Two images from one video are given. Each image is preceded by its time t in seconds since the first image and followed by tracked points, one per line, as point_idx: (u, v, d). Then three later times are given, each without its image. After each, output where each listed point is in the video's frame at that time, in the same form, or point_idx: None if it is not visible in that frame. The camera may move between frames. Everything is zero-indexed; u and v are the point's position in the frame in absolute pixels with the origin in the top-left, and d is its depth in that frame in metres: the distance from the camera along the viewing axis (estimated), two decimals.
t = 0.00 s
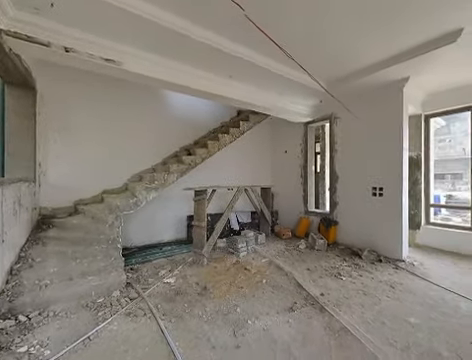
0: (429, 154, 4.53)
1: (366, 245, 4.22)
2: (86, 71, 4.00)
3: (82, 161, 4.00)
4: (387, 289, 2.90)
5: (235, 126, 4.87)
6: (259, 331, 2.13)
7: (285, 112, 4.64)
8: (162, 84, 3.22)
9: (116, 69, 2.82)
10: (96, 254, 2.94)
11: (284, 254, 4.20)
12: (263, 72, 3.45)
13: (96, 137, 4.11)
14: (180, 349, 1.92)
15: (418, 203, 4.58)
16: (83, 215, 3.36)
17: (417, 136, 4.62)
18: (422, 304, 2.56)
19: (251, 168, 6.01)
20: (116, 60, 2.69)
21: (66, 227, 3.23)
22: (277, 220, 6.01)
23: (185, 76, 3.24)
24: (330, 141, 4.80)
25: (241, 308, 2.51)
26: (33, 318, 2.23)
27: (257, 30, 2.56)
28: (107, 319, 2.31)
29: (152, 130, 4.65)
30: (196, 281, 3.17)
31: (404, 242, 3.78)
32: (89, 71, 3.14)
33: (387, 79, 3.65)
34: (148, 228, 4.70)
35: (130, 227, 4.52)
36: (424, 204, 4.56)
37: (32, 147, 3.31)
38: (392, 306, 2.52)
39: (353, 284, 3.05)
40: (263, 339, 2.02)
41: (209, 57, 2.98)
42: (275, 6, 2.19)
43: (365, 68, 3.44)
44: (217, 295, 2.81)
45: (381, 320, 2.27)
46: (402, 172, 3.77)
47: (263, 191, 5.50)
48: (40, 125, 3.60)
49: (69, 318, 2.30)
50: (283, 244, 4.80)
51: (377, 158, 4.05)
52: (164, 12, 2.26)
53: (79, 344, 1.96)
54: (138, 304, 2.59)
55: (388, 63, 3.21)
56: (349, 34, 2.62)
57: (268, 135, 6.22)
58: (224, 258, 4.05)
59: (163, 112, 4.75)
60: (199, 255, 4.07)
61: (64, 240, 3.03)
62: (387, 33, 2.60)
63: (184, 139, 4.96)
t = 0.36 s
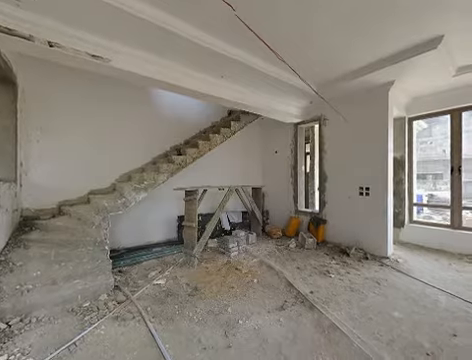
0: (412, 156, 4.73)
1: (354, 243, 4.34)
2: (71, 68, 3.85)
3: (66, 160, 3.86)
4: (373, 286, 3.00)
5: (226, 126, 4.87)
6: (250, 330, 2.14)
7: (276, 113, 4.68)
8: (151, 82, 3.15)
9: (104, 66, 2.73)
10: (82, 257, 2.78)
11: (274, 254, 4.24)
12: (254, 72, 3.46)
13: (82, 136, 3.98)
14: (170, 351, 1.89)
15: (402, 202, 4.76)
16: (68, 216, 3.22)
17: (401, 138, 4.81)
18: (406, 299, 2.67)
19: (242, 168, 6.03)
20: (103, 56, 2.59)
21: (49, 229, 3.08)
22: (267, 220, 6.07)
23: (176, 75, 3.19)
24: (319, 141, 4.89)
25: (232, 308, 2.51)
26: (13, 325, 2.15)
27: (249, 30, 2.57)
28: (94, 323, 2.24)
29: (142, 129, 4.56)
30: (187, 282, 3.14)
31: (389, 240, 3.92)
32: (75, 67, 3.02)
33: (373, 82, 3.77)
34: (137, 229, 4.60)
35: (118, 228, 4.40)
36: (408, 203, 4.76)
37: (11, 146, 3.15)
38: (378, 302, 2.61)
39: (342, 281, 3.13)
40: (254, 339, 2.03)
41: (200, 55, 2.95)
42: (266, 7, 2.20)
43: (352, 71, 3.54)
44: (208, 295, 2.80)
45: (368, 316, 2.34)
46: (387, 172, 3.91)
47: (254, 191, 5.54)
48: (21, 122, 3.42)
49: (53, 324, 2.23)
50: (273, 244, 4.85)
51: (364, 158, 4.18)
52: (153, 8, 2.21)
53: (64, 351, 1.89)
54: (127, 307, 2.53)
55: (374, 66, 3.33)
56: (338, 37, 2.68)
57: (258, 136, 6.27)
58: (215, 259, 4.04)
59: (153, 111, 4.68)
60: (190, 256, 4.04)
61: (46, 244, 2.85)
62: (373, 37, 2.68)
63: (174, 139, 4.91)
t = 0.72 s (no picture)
0: (396, 157, 4.92)
1: (342, 242, 4.46)
2: (55, 63, 3.70)
3: (50, 159, 3.71)
4: (360, 282, 3.09)
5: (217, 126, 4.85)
6: (240, 330, 2.15)
7: (267, 113, 4.71)
8: (140, 80, 3.09)
9: (90, 62, 2.65)
10: (67, 259, 2.64)
11: (265, 253, 4.28)
12: (245, 73, 3.48)
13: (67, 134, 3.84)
14: (160, 354, 1.86)
15: (387, 201, 4.95)
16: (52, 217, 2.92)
17: (387, 140, 5.00)
18: (390, 295, 2.77)
19: (234, 168, 6.04)
20: (89, 52, 2.52)
21: (30, 230, 2.64)
22: (258, 220, 6.11)
23: (166, 73, 3.15)
24: (309, 142, 4.99)
25: (223, 309, 2.50)
26: None
27: (239, 30, 2.57)
28: (80, 328, 2.17)
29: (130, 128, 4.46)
30: (177, 284, 3.10)
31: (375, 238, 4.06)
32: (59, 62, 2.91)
33: (360, 85, 3.89)
34: (125, 230, 4.49)
35: (105, 229, 4.28)
36: (392, 202, 4.95)
37: None
38: (365, 298, 2.69)
39: (330, 279, 3.20)
40: (245, 338, 2.04)
41: (190, 54, 2.93)
42: (257, 7, 2.21)
43: (341, 74, 3.64)
44: (199, 296, 2.78)
45: (355, 312, 2.41)
46: (373, 173, 4.05)
47: (245, 191, 5.56)
48: None
49: (35, 330, 2.15)
50: (264, 243, 4.89)
51: (351, 159, 4.30)
52: (142, 4, 2.17)
53: (47, 358, 1.82)
54: (115, 310, 2.46)
55: (361, 69, 3.43)
56: (326, 40, 2.74)
57: (249, 136, 6.29)
58: (206, 259, 4.02)
59: (142, 109, 4.59)
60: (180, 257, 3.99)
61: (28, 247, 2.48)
62: (360, 41, 2.77)
63: (165, 138, 4.84)
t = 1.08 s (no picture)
0: (382, 157, 5.10)
1: (330, 240, 4.56)
2: (38, 58, 3.55)
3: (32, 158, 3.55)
4: (348, 280, 3.18)
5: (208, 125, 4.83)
6: (231, 330, 2.15)
7: (258, 113, 4.74)
8: (128, 77, 3.02)
9: (76, 58, 2.56)
10: (51, 263, 2.52)
11: (256, 253, 4.30)
12: (236, 73, 3.48)
13: (51, 132, 3.69)
14: (149, 358, 1.83)
15: (373, 200, 5.12)
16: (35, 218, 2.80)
17: (373, 141, 5.16)
18: (376, 291, 2.86)
19: (225, 168, 6.03)
20: (75, 48, 2.43)
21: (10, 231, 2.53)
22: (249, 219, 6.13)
23: (156, 71, 3.09)
24: (299, 143, 5.07)
25: (214, 309, 2.49)
26: None
27: (230, 30, 2.57)
28: (65, 334, 2.09)
29: (119, 126, 4.35)
30: (168, 285, 3.06)
31: (362, 236, 4.18)
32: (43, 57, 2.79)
33: (348, 88, 3.99)
34: (113, 231, 4.37)
35: (92, 230, 4.14)
36: (378, 201, 5.12)
37: None
38: (353, 295, 2.77)
39: (320, 277, 3.27)
40: (236, 338, 2.04)
41: (181, 53, 2.89)
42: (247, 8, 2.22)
43: (329, 76, 3.72)
44: (189, 297, 2.75)
45: (343, 308, 2.47)
46: (360, 173, 4.17)
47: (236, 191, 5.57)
48: None
49: (17, 338, 2.05)
50: (255, 243, 4.92)
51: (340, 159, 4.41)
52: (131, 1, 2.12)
53: None
54: (102, 314, 2.39)
55: (349, 72, 3.53)
56: (316, 42, 2.79)
57: (240, 136, 6.30)
58: (197, 260, 3.99)
59: (131, 107, 4.49)
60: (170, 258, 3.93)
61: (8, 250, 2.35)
62: (348, 44, 2.84)
63: (154, 138, 4.76)
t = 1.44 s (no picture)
0: (368, 158, 5.26)
1: (320, 239, 4.65)
2: (19, 52, 3.38)
3: (13, 157, 3.37)
4: (337, 277, 3.26)
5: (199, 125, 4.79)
6: (222, 330, 2.15)
7: (249, 113, 4.76)
8: (116, 75, 2.94)
9: (61, 54, 2.46)
10: (34, 267, 2.41)
11: (247, 252, 4.32)
12: (227, 73, 3.48)
13: (33, 130, 3.53)
14: None
15: (360, 200, 5.28)
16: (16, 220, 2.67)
17: (360, 142, 5.31)
18: (363, 287, 2.95)
19: (215, 168, 6.00)
20: (60, 43, 2.34)
21: None
22: (240, 219, 6.15)
23: (145, 69, 3.04)
24: (289, 143, 5.13)
25: (205, 310, 2.48)
26: None
27: (221, 30, 2.57)
28: (49, 341, 2.01)
29: (106, 125, 4.23)
30: (157, 287, 3.01)
31: (349, 235, 4.30)
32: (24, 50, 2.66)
33: (337, 90, 4.09)
34: (101, 233, 4.24)
35: (78, 232, 4.00)
36: (365, 200, 5.28)
37: None
38: (341, 292, 2.84)
39: (309, 275, 3.33)
40: (227, 338, 2.04)
41: (171, 51, 2.86)
42: (239, 8, 2.23)
43: (319, 78, 3.80)
44: (180, 298, 2.72)
45: (332, 305, 2.54)
46: (348, 173, 4.29)
47: (227, 191, 5.56)
48: None
49: None
50: (246, 242, 4.94)
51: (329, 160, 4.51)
52: None
53: None
54: (89, 319, 2.32)
55: (338, 75, 3.62)
56: (305, 44, 2.84)
57: (231, 136, 6.31)
58: (188, 260, 3.95)
59: (120, 106, 4.37)
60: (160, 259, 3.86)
61: None
62: (336, 48, 2.91)
63: (144, 137, 4.67)
